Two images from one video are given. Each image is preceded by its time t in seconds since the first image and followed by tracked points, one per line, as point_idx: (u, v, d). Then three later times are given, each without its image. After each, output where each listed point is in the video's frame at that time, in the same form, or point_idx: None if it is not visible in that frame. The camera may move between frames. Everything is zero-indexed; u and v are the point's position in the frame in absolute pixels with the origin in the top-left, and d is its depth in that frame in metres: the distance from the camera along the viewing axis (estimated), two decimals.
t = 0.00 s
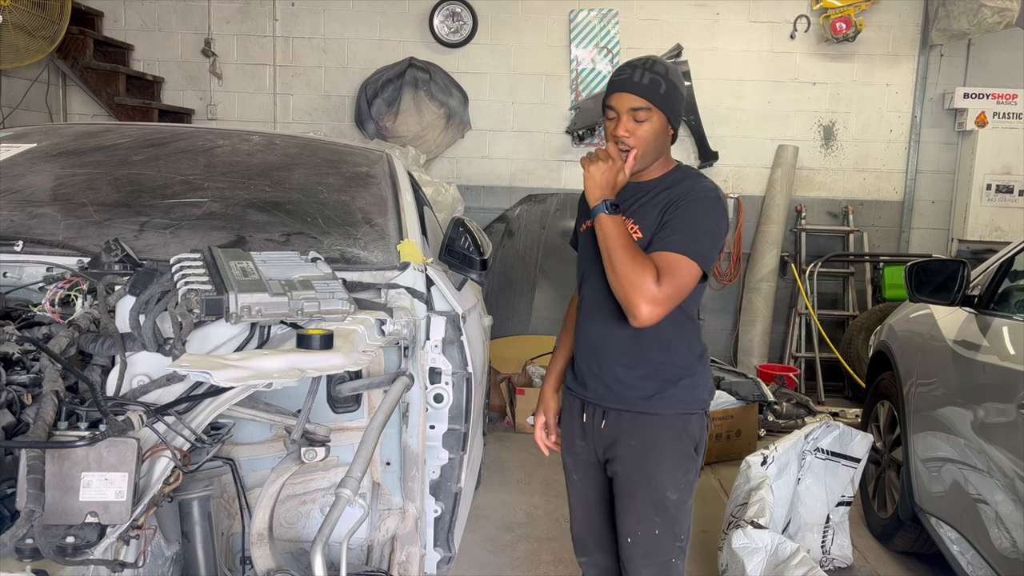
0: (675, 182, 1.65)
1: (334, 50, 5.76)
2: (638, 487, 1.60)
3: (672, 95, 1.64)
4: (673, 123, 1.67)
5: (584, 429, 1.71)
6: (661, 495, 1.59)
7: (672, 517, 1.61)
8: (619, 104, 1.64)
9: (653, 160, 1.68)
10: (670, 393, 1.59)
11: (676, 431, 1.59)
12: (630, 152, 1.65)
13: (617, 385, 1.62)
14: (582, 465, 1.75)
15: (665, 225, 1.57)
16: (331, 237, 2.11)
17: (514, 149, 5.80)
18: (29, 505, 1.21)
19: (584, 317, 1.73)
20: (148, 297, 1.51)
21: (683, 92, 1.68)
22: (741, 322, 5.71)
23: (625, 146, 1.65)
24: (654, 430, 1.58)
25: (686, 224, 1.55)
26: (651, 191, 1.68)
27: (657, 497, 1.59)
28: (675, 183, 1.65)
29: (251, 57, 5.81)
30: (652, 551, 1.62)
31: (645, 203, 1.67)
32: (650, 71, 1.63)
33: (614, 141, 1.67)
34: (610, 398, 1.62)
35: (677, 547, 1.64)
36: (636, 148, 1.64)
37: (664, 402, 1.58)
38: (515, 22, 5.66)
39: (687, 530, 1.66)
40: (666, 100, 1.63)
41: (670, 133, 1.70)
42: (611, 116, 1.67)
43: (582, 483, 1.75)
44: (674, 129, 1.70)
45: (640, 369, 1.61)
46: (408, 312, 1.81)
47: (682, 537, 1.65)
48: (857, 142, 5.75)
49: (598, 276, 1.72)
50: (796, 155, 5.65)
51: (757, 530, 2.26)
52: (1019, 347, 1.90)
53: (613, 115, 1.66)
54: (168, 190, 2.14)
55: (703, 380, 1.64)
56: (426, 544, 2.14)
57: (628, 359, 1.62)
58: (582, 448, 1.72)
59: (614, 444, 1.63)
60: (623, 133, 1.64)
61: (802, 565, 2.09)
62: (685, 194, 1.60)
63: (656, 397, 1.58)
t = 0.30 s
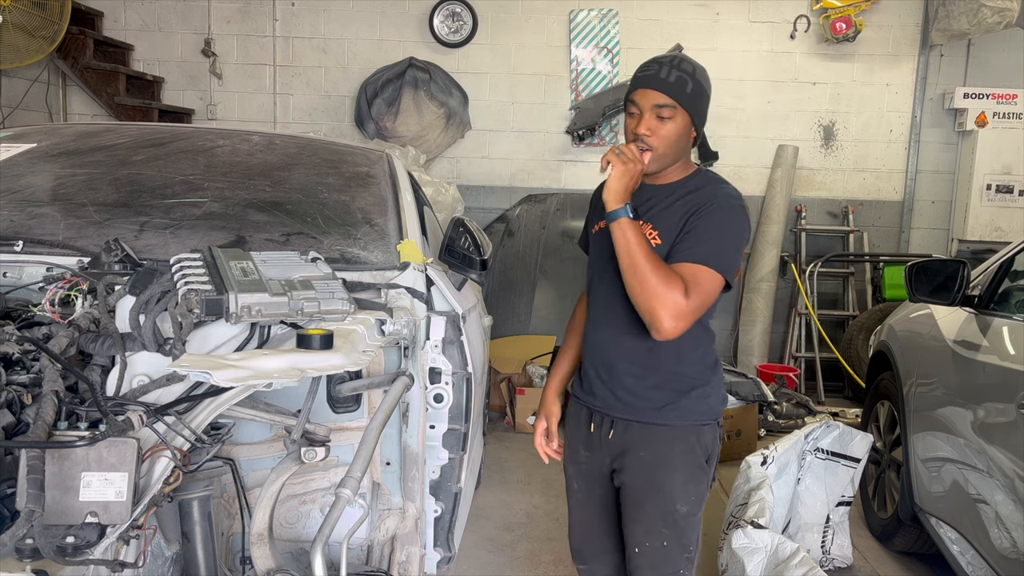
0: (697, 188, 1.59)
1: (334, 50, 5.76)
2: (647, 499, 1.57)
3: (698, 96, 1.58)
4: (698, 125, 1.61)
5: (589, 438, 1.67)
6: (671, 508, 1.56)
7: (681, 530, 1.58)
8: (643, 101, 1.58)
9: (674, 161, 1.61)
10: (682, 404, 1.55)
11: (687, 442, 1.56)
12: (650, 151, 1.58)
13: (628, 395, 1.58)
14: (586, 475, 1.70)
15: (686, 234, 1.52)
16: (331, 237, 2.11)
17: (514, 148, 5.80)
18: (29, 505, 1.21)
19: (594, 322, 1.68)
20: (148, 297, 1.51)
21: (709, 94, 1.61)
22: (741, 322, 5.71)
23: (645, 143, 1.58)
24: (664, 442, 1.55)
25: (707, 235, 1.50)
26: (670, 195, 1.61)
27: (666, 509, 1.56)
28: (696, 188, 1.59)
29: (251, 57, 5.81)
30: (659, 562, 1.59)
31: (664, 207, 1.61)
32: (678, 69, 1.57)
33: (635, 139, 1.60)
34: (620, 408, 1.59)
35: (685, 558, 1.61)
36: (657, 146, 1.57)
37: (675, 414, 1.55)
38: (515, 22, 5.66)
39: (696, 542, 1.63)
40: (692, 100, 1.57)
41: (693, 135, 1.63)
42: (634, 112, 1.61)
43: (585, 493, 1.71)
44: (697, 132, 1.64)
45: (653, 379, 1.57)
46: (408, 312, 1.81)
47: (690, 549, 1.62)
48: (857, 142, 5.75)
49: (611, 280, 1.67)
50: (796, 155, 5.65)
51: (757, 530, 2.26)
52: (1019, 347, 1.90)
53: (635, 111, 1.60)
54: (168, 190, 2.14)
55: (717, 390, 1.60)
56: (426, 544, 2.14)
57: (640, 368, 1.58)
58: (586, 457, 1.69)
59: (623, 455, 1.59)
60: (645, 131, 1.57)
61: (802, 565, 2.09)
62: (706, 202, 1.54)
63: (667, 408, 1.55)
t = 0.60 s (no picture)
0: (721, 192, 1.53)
1: (334, 50, 5.76)
2: (658, 509, 1.49)
3: (720, 96, 1.53)
4: (717, 126, 1.55)
5: (593, 444, 1.60)
6: (684, 517, 1.49)
7: (693, 540, 1.51)
8: (663, 99, 1.52)
9: (694, 162, 1.54)
10: (699, 413, 1.49)
11: (703, 451, 1.49)
12: (669, 151, 1.51)
13: (644, 403, 1.50)
14: (583, 483, 1.63)
15: (714, 241, 1.46)
16: (331, 237, 2.11)
17: (514, 148, 5.79)
18: (29, 505, 1.21)
19: (606, 324, 1.60)
20: (148, 297, 1.51)
21: (731, 96, 1.56)
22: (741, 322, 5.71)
23: (663, 141, 1.51)
24: (680, 450, 1.48)
25: (737, 243, 1.44)
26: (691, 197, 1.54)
27: (679, 518, 1.49)
28: (719, 191, 1.53)
29: (251, 57, 5.80)
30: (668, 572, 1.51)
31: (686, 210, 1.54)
32: (699, 67, 1.52)
33: (652, 138, 1.53)
34: (634, 415, 1.51)
35: (695, 569, 1.53)
36: (675, 145, 1.50)
37: (692, 422, 1.49)
38: (514, 22, 5.66)
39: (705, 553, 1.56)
40: (713, 99, 1.51)
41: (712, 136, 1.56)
42: (652, 111, 1.55)
43: (582, 502, 1.63)
44: (716, 134, 1.58)
45: (670, 387, 1.50)
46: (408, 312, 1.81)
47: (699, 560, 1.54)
48: (857, 142, 5.75)
49: (626, 282, 1.59)
50: (796, 155, 5.65)
51: (757, 530, 2.26)
52: (1019, 347, 1.90)
53: (654, 110, 1.54)
54: (168, 190, 2.14)
55: (730, 399, 1.55)
56: (426, 544, 2.14)
57: (656, 374, 1.50)
58: (586, 463, 1.62)
59: (633, 463, 1.52)
60: (664, 129, 1.51)
61: (802, 566, 2.09)
62: (735, 209, 1.48)
63: (684, 416, 1.49)
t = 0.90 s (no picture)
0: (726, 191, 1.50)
1: (334, 50, 5.76)
2: (663, 512, 1.49)
3: (721, 95, 1.51)
4: (720, 125, 1.53)
5: (596, 445, 1.58)
6: (689, 520, 1.49)
7: (696, 542, 1.50)
8: (663, 99, 1.50)
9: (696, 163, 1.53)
10: (704, 415, 1.48)
11: (708, 454, 1.48)
12: (671, 152, 1.50)
13: (650, 406, 1.49)
14: (586, 485, 1.59)
15: (722, 245, 1.45)
16: (331, 237, 2.11)
17: (514, 148, 5.79)
18: (29, 505, 1.21)
19: (609, 326, 1.57)
20: (148, 297, 1.51)
21: (733, 94, 1.54)
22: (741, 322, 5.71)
23: (664, 142, 1.50)
24: (685, 453, 1.47)
25: (747, 248, 1.42)
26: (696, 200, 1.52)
27: (684, 521, 1.49)
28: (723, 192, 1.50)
29: (251, 57, 5.80)
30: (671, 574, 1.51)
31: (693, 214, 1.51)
32: (700, 66, 1.50)
33: (653, 139, 1.52)
34: (638, 418, 1.50)
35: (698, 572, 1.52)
36: (677, 146, 1.49)
37: (698, 425, 1.48)
38: (514, 22, 5.66)
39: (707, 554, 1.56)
40: (715, 98, 1.50)
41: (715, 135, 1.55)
42: (653, 111, 1.53)
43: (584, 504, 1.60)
44: (720, 133, 1.56)
45: (675, 390, 1.48)
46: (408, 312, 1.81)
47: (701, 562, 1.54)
48: (857, 142, 5.75)
49: (629, 284, 1.56)
50: (796, 155, 5.65)
51: (757, 530, 2.26)
52: (1019, 347, 1.90)
53: (655, 110, 1.53)
54: (168, 190, 2.14)
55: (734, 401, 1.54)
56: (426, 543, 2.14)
57: (662, 377, 1.49)
58: (591, 465, 1.59)
59: (637, 466, 1.51)
60: (665, 130, 1.49)
61: (802, 565, 2.09)
62: (741, 212, 1.46)
63: (690, 420, 1.48)
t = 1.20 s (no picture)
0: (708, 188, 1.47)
1: (334, 50, 5.76)
2: (665, 519, 1.46)
3: (700, 91, 1.44)
4: (701, 122, 1.46)
5: (593, 457, 1.54)
6: (691, 526, 1.46)
7: (697, 548, 1.48)
8: (640, 99, 1.43)
9: (678, 162, 1.46)
10: (704, 419, 1.47)
11: (708, 458, 1.47)
12: (653, 152, 1.43)
13: (650, 414, 1.46)
14: (584, 496, 1.54)
15: (714, 244, 1.43)
16: (331, 237, 2.11)
17: (513, 148, 5.79)
18: (29, 505, 1.21)
19: (600, 334, 1.52)
20: (148, 297, 1.51)
21: (712, 89, 1.47)
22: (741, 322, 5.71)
23: (645, 142, 1.43)
24: (686, 459, 1.45)
25: (741, 247, 1.41)
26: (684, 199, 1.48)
27: (686, 527, 1.46)
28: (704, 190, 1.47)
29: (251, 57, 5.80)
30: None
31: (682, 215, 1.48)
32: (676, 61, 1.43)
33: (632, 139, 1.45)
34: (637, 427, 1.47)
35: None
36: (657, 146, 1.43)
37: (698, 429, 1.46)
38: (514, 22, 5.66)
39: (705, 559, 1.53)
40: (693, 94, 1.43)
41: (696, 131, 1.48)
42: (630, 111, 1.46)
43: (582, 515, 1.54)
44: (701, 128, 1.49)
45: (674, 397, 1.46)
46: (408, 312, 1.81)
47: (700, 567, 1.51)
48: (857, 141, 5.75)
49: (621, 290, 1.50)
50: (796, 155, 5.65)
51: (757, 530, 2.26)
52: (1019, 347, 1.90)
53: (632, 110, 1.45)
54: (168, 190, 2.14)
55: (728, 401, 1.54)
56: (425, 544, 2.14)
57: (661, 383, 1.46)
58: (591, 475, 1.54)
59: (638, 474, 1.48)
60: (644, 129, 1.42)
61: (802, 565, 2.09)
62: (730, 209, 1.43)
63: (691, 425, 1.46)
